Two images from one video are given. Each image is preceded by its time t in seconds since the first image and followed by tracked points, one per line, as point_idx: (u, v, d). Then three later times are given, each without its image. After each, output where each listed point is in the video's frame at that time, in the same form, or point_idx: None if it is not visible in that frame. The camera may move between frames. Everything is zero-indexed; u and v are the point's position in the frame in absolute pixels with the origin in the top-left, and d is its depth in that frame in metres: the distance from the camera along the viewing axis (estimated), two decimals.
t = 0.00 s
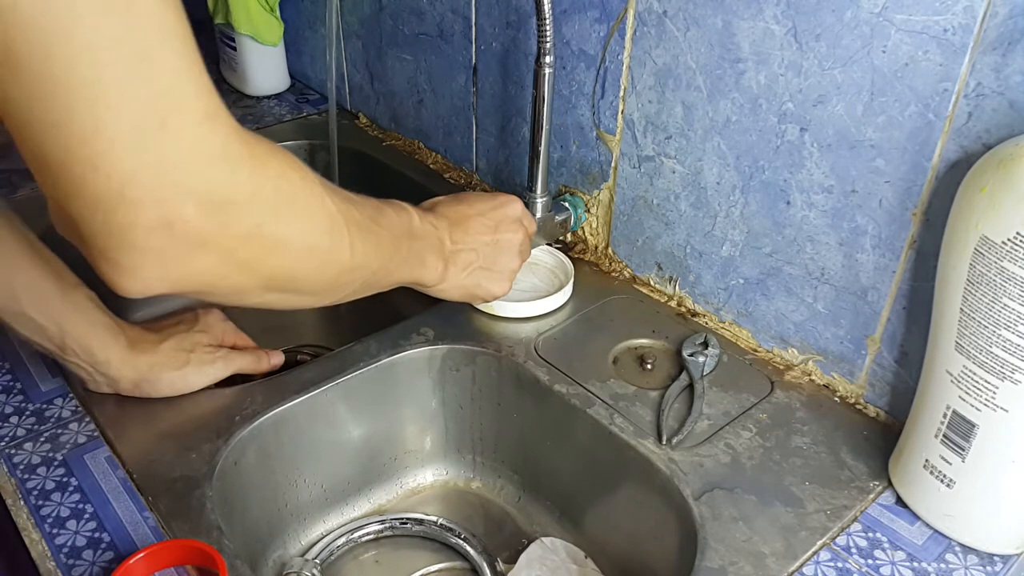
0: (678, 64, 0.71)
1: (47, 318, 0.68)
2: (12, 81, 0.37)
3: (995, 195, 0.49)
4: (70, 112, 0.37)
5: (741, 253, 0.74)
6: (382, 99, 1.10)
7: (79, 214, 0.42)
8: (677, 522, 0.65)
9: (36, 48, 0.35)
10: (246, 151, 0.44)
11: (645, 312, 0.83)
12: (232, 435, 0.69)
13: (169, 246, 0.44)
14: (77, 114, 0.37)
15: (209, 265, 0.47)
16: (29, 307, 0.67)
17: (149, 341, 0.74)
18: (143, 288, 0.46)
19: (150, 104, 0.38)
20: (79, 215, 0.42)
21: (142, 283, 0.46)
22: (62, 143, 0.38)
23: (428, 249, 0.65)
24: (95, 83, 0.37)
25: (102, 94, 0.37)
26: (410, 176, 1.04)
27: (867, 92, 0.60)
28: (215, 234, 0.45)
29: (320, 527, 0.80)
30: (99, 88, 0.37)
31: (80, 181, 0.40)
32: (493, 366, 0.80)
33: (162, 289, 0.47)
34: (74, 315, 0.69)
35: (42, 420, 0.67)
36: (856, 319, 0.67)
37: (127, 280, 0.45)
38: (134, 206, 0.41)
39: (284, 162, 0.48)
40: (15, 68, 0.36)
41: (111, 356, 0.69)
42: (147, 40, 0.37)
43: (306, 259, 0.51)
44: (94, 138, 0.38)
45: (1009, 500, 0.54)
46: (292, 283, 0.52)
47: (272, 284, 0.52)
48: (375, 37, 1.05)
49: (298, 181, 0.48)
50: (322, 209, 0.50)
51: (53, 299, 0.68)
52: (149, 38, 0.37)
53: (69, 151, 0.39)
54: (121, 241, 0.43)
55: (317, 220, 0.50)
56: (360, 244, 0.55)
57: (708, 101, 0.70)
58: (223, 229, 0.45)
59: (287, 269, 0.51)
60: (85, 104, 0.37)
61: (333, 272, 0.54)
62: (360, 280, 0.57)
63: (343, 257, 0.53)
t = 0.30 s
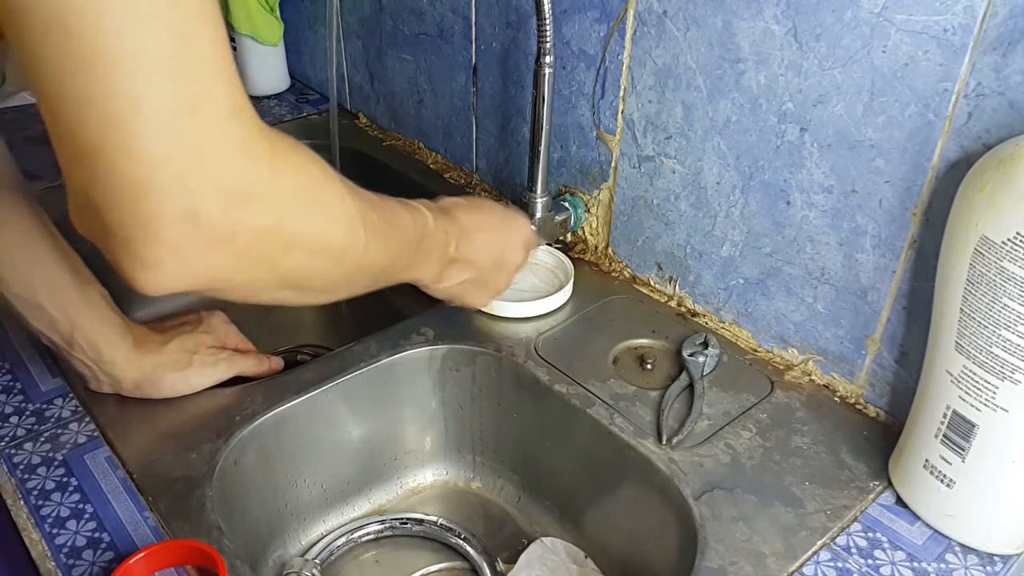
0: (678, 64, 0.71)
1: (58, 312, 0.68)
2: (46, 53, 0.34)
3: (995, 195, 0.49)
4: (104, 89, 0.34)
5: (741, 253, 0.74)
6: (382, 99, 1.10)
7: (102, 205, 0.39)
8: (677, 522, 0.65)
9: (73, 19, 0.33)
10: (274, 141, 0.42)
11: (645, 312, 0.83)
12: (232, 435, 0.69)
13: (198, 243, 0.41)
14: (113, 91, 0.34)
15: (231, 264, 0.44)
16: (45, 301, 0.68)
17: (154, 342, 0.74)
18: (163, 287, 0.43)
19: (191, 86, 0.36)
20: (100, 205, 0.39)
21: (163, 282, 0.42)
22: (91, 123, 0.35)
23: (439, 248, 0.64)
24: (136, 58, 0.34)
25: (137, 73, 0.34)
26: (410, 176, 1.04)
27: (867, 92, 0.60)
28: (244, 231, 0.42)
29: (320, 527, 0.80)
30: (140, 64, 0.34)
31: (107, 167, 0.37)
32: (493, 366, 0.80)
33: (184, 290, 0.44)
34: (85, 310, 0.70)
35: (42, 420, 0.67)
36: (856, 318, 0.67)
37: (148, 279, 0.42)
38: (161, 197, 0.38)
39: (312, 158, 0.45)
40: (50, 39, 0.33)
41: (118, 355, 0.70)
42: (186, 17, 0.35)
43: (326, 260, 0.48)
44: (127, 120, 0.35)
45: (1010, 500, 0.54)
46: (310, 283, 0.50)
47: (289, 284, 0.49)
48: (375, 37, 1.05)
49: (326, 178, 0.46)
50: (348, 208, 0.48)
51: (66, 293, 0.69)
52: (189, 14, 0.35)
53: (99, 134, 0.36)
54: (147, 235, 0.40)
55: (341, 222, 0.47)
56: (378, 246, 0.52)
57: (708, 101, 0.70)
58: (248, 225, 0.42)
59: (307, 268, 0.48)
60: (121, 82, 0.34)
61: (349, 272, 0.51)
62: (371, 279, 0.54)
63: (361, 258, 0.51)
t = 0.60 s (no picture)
0: (678, 64, 0.71)
1: (64, 307, 0.70)
2: (69, 38, 0.34)
3: (995, 195, 0.49)
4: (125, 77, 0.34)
5: (742, 254, 0.73)
6: (382, 99, 1.10)
7: (120, 191, 0.39)
8: (677, 522, 0.65)
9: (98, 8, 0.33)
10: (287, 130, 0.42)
11: (645, 312, 0.83)
12: (232, 436, 0.69)
13: (212, 230, 0.41)
14: (131, 79, 0.35)
15: (245, 251, 0.44)
16: (52, 293, 0.69)
17: (157, 342, 0.74)
18: (178, 273, 0.43)
19: (208, 73, 0.36)
20: (118, 191, 0.39)
21: (178, 268, 0.42)
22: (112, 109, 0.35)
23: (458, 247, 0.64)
24: (157, 45, 0.34)
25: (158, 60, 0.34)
26: (410, 176, 1.04)
27: (867, 92, 0.60)
28: (259, 218, 0.42)
29: (320, 527, 0.80)
30: (159, 52, 0.34)
31: (127, 153, 0.37)
32: (493, 366, 0.80)
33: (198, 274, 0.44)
34: (90, 307, 0.71)
35: (42, 420, 0.67)
36: (856, 318, 0.67)
37: (162, 264, 0.42)
38: (178, 184, 0.38)
39: (329, 148, 0.45)
40: (71, 25, 0.33)
41: (122, 354, 0.70)
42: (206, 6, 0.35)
43: (340, 247, 0.48)
44: (147, 107, 0.35)
45: (1010, 500, 0.54)
46: (321, 268, 0.50)
47: (301, 269, 0.49)
48: (375, 37, 1.05)
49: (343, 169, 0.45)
50: (364, 199, 0.47)
51: (72, 288, 0.70)
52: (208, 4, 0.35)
53: (119, 121, 0.36)
54: (163, 221, 0.40)
55: (357, 211, 0.47)
56: (393, 237, 0.52)
57: (708, 101, 0.70)
58: (264, 213, 0.42)
59: (318, 254, 0.48)
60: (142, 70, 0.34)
61: (360, 259, 0.51)
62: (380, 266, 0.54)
63: (375, 247, 0.51)
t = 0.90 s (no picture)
0: (678, 64, 0.71)
1: (65, 305, 0.70)
2: (51, 38, 0.34)
3: (995, 195, 0.49)
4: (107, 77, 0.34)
5: (741, 254, 0.74)
6: (382, 99, 1.10)
7: (104, 193, 0.39)
8: (677, 522, 0.65)
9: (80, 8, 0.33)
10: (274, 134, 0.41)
11: (645, 312, 0.83)
12: (232, 435, 0.69)
13: (195, 232, 0.41)
14: (113, 80, 0.35)
15: (232, 255, 0.44)
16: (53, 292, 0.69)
17: (157, 342, 0.75)
18: (160, 276, 0.42)
19: (190, 74, 0.36)
20: (103, 194, 0.39)
21: (160, 271, 0.42)
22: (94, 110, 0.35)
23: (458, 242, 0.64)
24: (139, 46, 0.34)
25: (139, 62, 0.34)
26: (410, 176, 1.04)
27: (867, 92, 0.60)
28: (244, 222, 0.42)
29: (320, 527, 0.80)
30: (141, 52, 0.34)
31: (110, 155, 0.37)
32: (493, 366, 0.80)
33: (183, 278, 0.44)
34: (90, 305, 0.70)
35: (42, 420, 0.67)
36: (856, 318, 0.67)
37: (145, 267, 0.41)
38: (161, 187, 0.38)
39: (316, 151, 0.45)
40: (54, 24, 0.34)
41: (122, 354, 0.70)
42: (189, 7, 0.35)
43: (328, 254, 0.48)
44: (128, 109, 0.35)
45: (1010, 501, 0.54)
46: (312, 274, 0.49)
47: (291, 275, 0.48)
48: (375, 37, 1.05)
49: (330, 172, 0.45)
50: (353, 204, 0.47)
51: (74, 287, 0.70)
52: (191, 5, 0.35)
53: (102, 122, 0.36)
54: (145, 223, 0.39)
55: (345, 215, 0.47)
56: (386, 241, 0.51)
57: (708, 101, 0.70)
58: (249, 217, 0.42)
59: (308, 260, 0.47)
60: (124, 70, 0.34)
61: (354, 264, 0.50)
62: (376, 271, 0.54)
63: (366, 251, 0.50)
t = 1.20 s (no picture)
0: (678, 64, 0.71)
1: (64, 305, 0.69)
2: (58, 39, 0.34)
3: (995, 195, 0.49)
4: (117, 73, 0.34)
5: (742, 253, 0.74)
6: (382, 99, 1.10)
7: (125, 193, 0.38)
8: (677, 522, 0.65)
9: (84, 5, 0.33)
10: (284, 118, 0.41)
11: (645, 311, 0.83)
12: (231, 435, 0.69)
13: (217, 224, 0.41)
14: (124, 75, 0.34)
15: (255, 246, 0.43)
16: (52, 293, 0.69)
17: (157, 342, 0.75)
18: (187, 271, 0.42)
19: (199, 63, 0.35)
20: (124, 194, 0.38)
21: (186, 265, 0.42)
22: (107, 108, 0.35)
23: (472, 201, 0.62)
24: (147, 39, 0.34)
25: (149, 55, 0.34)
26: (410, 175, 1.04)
27: (867, 92, 0.60)
28: (263, 209, 0.42)
29: (321, 527, 0.80)
30: (150, 46, 0.34)
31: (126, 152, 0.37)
32: (493, 366, 0.80)
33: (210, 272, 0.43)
34: (90, 306, 0.71)
35: (42, 420, 0.67)
36: (856, 319, 0.67)
37: (171, 263, 0.41)
38: (180, 180, 0.38)
39: (324, 132, 0.44)
40: (60, 26, 0.33)
41: (122, 355, 0.71)
42: None
43: (349, 235, 0.47)
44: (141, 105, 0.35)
45: (1010, 500, 0.54)
46: (336, 259, 0.49)
47: (317, 262, 0.48)
48: (375, 37, 1.05)
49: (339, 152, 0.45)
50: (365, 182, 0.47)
51: (73, 287, 0.70)
52: None
53: (118, 120, 0.35)
54: (168, 221, 0.39)
55: (359, 195, 0.47)
56: (403, 217, 0.51)
57: (708, 101, 0.70)
58: (267, 204, 0.42)
59: (330, 244, 0.47)
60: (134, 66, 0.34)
61: (376, 245, 0.50)
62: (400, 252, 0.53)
63: (385, 230, 0.50)
